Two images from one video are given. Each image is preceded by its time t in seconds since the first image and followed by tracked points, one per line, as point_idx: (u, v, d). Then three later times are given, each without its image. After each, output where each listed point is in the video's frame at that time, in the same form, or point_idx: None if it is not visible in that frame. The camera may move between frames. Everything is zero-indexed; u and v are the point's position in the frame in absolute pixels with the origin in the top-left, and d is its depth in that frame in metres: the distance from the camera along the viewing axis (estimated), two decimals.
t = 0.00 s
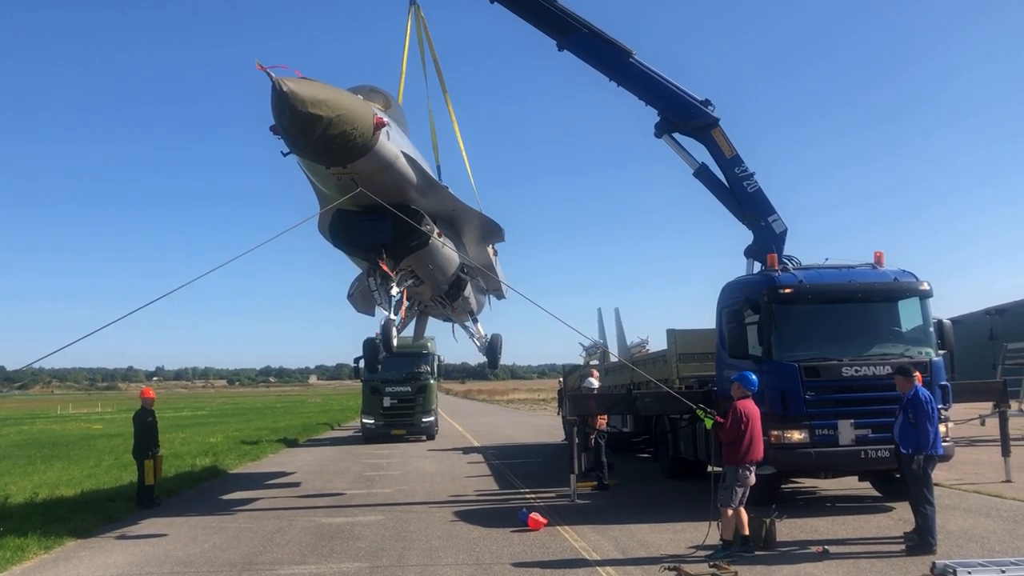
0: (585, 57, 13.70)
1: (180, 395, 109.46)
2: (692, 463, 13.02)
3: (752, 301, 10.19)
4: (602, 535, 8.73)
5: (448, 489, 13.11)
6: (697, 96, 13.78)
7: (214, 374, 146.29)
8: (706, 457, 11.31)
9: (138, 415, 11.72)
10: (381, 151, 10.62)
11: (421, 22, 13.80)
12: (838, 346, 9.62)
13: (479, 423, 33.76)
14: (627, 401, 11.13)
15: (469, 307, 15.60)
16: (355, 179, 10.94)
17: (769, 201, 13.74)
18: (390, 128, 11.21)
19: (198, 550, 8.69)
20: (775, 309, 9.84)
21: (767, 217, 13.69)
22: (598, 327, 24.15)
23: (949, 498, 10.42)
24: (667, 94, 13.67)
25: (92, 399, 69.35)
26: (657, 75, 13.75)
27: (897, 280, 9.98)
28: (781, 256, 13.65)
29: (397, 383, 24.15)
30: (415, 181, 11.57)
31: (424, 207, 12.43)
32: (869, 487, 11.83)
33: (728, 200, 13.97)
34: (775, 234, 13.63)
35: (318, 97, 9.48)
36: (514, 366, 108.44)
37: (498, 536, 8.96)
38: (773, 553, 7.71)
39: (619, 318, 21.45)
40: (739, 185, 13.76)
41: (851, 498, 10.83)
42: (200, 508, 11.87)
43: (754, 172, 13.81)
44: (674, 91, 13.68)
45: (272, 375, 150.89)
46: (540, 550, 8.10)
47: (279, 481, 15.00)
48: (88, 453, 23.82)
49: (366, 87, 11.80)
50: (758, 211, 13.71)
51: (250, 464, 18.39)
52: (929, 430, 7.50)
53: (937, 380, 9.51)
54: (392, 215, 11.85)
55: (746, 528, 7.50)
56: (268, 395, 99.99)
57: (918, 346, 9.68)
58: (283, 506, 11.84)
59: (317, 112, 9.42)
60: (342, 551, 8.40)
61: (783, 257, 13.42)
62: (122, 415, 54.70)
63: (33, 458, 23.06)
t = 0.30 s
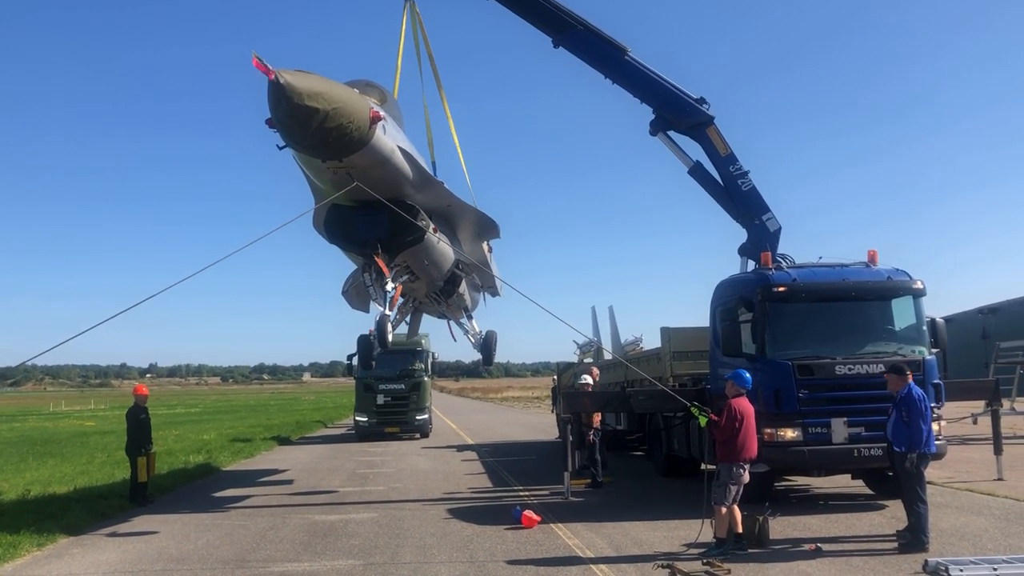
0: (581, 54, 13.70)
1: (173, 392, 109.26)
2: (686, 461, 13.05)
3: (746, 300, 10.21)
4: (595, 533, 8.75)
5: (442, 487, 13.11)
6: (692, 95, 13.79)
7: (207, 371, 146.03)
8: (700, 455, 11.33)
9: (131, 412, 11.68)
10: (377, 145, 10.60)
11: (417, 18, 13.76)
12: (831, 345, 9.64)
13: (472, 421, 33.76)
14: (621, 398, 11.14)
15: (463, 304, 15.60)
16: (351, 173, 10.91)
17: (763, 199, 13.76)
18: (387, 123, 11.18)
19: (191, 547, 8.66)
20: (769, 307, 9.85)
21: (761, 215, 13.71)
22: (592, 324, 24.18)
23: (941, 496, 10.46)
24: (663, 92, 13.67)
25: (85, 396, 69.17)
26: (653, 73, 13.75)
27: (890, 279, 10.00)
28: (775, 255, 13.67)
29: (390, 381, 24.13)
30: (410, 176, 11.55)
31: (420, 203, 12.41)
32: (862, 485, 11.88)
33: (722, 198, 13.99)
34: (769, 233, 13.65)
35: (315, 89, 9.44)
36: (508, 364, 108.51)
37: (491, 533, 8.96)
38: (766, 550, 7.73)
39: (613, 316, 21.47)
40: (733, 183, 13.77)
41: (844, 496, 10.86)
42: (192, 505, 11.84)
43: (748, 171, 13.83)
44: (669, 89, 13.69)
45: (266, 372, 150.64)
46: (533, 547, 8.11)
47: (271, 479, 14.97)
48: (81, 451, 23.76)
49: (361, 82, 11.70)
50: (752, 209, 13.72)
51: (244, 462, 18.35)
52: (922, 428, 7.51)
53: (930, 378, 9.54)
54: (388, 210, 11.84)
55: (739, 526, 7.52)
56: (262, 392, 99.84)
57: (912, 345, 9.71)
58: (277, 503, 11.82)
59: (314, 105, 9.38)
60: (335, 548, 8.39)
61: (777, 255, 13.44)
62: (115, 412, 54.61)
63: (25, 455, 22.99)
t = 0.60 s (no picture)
0: (577, 49, 13.67)
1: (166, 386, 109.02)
2: (679, 456, 13.07)
3: (739, 296, 10.22)
4: (588, 528, 8.76)
5: (435, 482, 13.11)
6: (688, 90, 13.78)
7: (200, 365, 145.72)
8: (693, 451, 11.35)
9: (123, 406, 11.64)
10: (373, 136, 10.56)
11: (412, 11, 13.69)
12: (824, 341, 9.66)
13: (466, 416, 33.78)
14: (615, 394, 11.14)
15: (457, 298, 15.58)
16: (346, 165, 10.87)
17: (758, 195, 13.77)
18: (382, 114, 11.13)
19: (184, 541, 8.65)
20: (763, 303, 9.86)
21: (756, 211, 13.71)
22: (586, 320, 24.18)
23: (933, 492, 10.51)
24: (658, 87, 13.66)
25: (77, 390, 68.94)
26: (649, 68, 13.73)
27: (883, 276, 10.02)
28: (769, 251, 13.69)
29: (384, 375, 24.10)
30: (406, 168, 11.52)
31: (415, 196, 12.38)
32: (854, 481, 11.92)
33: (717, 194, 13.99)
34: (763, 229, 13.66)
35: (311, 80, 9.39)
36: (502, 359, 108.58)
37: (485, 528, 8.96)
38: (759, 546, 7.75)
39: (607, 311, 21.48)
40: (728, 179, 13.78)
41: (836, 491, 10.91)
42: (185, 499, 11.81)
43: (743, 166, 13.83)
44: (665, 85, 13.67)
45: (259, 367, 150.39)
46: (526, 542, 8.11)
47: (264, 474, 14.95)
48: (74, 444, 23.66)
49: (357, 74, 11.63)
50: (746, 205, 13.73)
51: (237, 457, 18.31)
52: (914, 424, 7.55)
53: (923, 374, 9.57)
54: (383, 202, 11.81)
55: (732, 521, 7.53)
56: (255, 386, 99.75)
57: (905, 341, 9.74)
58: (270, 498, 11.80)
59: (310, 95, 9.34)
60: (328, 543, 8.38)
61: (771, 251, 13.46)
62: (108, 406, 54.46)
63: (18, 448, 22.89)
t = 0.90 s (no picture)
0: (574, 42, 13.64)
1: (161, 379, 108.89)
2: (674, 450, 13.11)
3: (735, 290, 10.23)
4: (584, 521, 8.77)
5: (430, 475, 13.12)
6: (684, 84, 13.75)
7: (195, 358, 145.56)
8: (688, 444, 11.38)
9: (118, 399, 11.62)
10: (371, 127, 10.53)
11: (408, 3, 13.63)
12: (819, 335, 9.68)
13: (461, 410, 33.80)
14: (610, 387, 11.15)
15: (453, 291, 15.57)
16: (344, 156, 10.84)
17: (753, 189, 13.77)
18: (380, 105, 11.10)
19: (179, 534, 8.64)
20: (758, 297, 9.87)
21: (751, 206, 13.72)
22: (582, 313, 24.20)
23: (927, 486, 10.55)
24: (655, 81, 13.64)
25: (72, 383, 68.81)
26: (646, 61, 13.71)
27: (878, 270, 10.04)
28: (764, 245, 13.70)
29: (379, 369, 24.08)
30: (403, 159, 11.50)
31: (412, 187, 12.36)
32: (848, 474, 11.96)
33: (713, 188, 13.98)
34: (758, 223, 13.67)
35: (310, 70, 9.35)
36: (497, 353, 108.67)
37: (480, 521, 8.97)
38: (753, 539, 7.77)
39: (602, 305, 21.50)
40: (724, 173, 13.78)
41: (830, 485, 10.94)
42: (180, 492, 11.80)
43: (739, 161, 13.83)
44: (661, 78, 13.65)
45: (254, 360, 150.28)
46: (522, 535, 8.13)
47: (258, 467, 14.95)
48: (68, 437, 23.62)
49: (354, 64, 11.57)
50: (742, 199, 13.74)
51: (232, 449, 18.29)
52: (909, 418, 7.55)
53: (917, 369, 9.60)
54: (380, 194, 11.79)
55: (726, 515, 7.55)
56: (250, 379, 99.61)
57: (899, 335, 9.76)
58: (265, 491, 11.79)
59: (309, 85, 9.30)
60: (323, 536, 8.38)
61: (766, 245, 13.47)
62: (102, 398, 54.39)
63: (12, 442, 22.84)
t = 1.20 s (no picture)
0: (573, 34, 13.59)
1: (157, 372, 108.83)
2: (670, 443, 13.12)
3: (732, 283, 10.22)
4: (581, 513, 8.78)
5: (428, 467, 13.13)
6: (683, 76, 13.72)
7: (192, 351, 145.48)
8: (685, 437, 11.39)
9: (115, 391, 11.61)
10: (370, 118, 10.50)
11: None
12: (817, 328, 9.67)
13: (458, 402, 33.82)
14: (607, 380, 11.14)
15: (450, 283, 15.55)
16: (342, 147, 10.81)
17: (751, 182, 13.75)
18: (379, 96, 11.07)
19: (176, 526, 8.63)
20: (756, 291, 9.87)
21: (749, 199, 13.70)
22: (579, 306, 24.20)
23: (923, 479, 10.57)
24: (654, 73, 13.60)
25: (68, 375, 68.69)
26: (645, 54, 13.67)
27: (876, 263, 10.04)
28: (762, 238, 13.69)
29: (376, 362, 24.04)
30: (402, 151, 11.47)
31: (410, 179, 12.33)
32: (845, 467, 11.99)
33: (711, 181, 13.97)
34: (756, 216, 13.66)
35: (310, 60, 9.30)
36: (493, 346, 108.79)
37: (478, 513, 8.98)
38: (750, 531, 7.78)
39: (600, 298, 21.51)
40: (722, 166, 13.76)
41: (827, 478, 10.96)
42: (177, 484, 11.80)
43: (738, 154, 13.81)
44: (660, 71, 13.62)
45: (251, 353, 150.19)
46: (519, 527, 8.13)
47: (255, 459, 14.94)
48: (63, 429, 23.54)
49: (352, 55, 11.52)
50: (741, 192, 13.71)
51: (229, 442, 18.28)
52: (906, 411, 7.57)
53: (914, 362, 9.61)
54: (378, 185, 11.76)
55: (723, 507, 7.55)
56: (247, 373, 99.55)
57: (897, 329, 9.76)
58: (262, 483, 11.79)
59: (309, 75, 9.25)
60: (320, 528, 8.38)
61: (764, 239, 13.46)
62: (98, 390, 54.34)
63: (7, 433, 22.77)
